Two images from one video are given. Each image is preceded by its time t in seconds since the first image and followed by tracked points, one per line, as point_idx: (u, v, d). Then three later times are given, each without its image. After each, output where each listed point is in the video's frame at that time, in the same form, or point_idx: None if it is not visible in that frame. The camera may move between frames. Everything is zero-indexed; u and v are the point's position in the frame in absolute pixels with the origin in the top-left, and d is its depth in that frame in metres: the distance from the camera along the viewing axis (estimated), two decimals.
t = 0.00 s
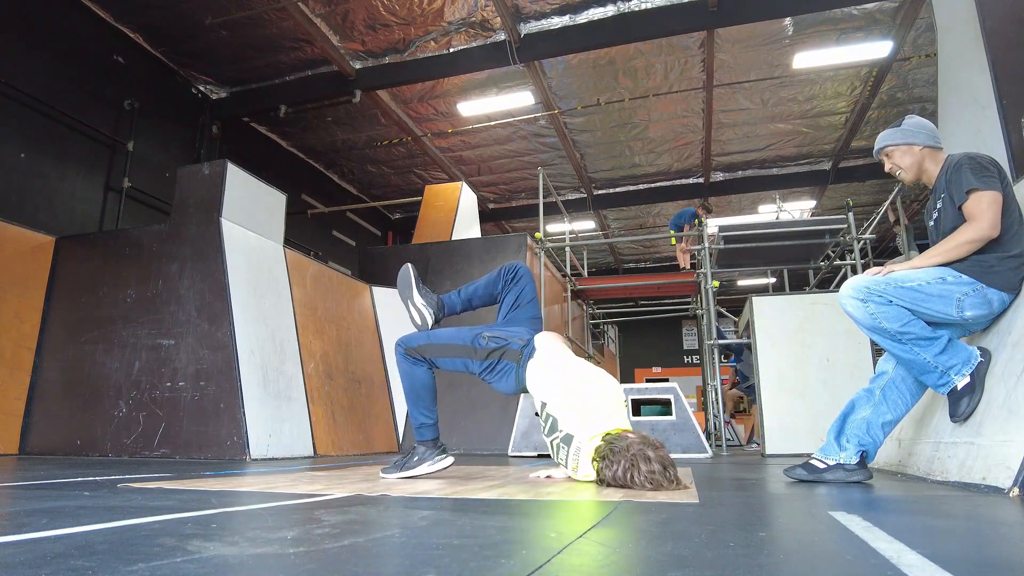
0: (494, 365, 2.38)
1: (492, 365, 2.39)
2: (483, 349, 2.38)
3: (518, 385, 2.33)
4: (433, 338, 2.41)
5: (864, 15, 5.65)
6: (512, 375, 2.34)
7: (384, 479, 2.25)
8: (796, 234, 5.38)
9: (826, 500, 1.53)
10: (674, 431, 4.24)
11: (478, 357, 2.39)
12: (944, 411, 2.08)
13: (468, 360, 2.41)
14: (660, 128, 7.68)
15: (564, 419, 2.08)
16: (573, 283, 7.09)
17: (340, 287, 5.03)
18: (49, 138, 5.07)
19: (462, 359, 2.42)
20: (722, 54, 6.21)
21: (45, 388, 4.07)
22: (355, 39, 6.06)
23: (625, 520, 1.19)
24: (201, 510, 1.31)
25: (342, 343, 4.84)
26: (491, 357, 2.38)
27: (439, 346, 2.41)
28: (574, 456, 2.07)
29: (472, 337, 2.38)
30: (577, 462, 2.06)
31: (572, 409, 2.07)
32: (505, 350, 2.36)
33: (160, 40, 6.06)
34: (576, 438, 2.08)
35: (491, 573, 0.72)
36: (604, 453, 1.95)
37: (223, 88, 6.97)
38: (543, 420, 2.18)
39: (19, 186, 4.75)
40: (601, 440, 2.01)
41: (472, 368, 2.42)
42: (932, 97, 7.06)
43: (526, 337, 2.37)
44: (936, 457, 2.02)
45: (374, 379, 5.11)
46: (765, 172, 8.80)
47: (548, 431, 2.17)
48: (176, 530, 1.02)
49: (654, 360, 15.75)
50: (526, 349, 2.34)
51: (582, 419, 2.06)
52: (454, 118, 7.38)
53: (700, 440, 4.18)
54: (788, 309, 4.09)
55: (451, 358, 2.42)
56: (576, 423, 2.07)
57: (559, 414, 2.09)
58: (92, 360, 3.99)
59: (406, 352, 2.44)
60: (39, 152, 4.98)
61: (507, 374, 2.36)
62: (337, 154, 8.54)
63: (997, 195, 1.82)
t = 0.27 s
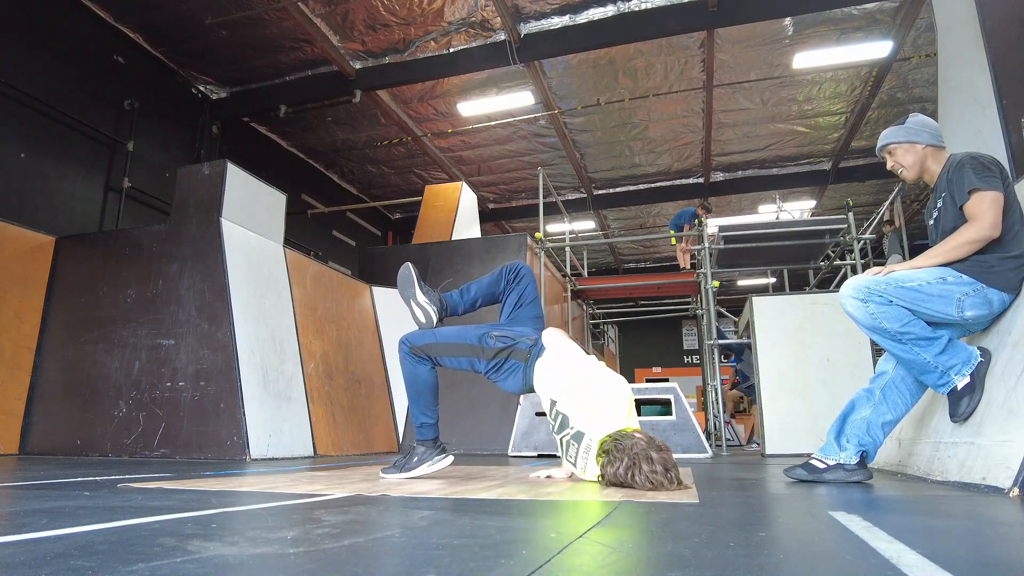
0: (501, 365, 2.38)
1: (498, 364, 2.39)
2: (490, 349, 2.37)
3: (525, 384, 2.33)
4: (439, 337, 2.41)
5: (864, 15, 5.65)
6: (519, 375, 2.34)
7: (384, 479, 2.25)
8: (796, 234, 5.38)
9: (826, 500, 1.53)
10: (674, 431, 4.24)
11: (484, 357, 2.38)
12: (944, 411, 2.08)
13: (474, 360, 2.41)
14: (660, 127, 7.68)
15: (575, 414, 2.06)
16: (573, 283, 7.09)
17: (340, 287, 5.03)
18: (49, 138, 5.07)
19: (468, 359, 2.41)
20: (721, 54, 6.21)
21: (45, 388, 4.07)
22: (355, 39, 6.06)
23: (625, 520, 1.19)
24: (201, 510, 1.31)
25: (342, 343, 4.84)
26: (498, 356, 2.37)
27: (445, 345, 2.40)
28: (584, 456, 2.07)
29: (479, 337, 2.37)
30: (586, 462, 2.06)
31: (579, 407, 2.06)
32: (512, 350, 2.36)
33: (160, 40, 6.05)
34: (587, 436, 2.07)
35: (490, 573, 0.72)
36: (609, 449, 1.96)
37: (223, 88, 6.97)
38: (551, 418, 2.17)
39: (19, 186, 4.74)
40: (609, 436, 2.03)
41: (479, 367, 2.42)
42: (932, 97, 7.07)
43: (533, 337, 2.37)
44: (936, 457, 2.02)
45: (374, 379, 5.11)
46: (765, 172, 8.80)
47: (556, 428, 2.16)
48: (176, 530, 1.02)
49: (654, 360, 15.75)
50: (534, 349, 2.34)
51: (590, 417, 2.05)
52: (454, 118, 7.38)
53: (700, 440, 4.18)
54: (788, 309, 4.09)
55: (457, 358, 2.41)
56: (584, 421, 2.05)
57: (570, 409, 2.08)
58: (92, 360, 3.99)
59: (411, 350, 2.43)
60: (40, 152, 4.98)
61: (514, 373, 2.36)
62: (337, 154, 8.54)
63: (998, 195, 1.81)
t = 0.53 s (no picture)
0: (496, 367, 2.37)
1: (493, 366, 2.38)
2: (484, 352, 2.37)
3: (522, 386, 2.30)
4: (433, 342, 2.42)
5: (864, 15, 5.65)
6: (514, 376, 2.32)
7: (384, 479, 2.25)
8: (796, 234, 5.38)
9: (826, 500, 1.53)
10: (674, 431, 4.24)
11: (479, 360, 2.38)
12: (944, 411, 2.08)
13: (468, 364, 2.41)
14: (660, 127, 7.68)
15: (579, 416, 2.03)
16: (573, 283, 7.10)
17: (340, 287, 5.03)
18: (49, 139, 5.07)
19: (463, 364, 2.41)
20: (722, 54, 6.21)
21: (45, 389, 4.07)
22: (355, 39, 6.06)
23: (625, 520, 1.19)
24: (201, 510, 1.31)
25: (342, 343, 4.84)
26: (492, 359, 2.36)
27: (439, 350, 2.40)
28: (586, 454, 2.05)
29: (473, 340, 2.38)
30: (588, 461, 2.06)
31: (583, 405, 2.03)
32: (506, 351, 2.35)
33: (160, 40, 6.05)
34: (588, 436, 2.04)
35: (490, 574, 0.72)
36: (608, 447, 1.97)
37: (223, 89, 6.98)
38: (551, 417, 2.14)
39: (19, 186, 4.74)
40: (609, 437, 2.02)
41: (474, 370, 2.41)
42: (932, 97, 7.07)
43: (527, 338, 2.37)
44: (936, 457, 2.02)
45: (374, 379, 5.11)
46: (765, 172, 8.80)
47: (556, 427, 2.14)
48: (176, 530, 1.02)
49: (655, 360, 15.76)
50: (528, 350, 2.33)
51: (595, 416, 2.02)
52: (454, 118, 7.38)
53: (700, 440, 4.18)
54: (788, 309, 4.10)
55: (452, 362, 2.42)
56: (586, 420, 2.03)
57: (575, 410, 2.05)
58: (92, 360, 3.99)
59: (407, 357, 2.45)
60: (40, 152, 4.98)
61: (509, 376, 2.35)
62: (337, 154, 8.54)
63: (1000, 195, 1.81)
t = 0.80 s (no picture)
0: (510, 343, 2.42)
1: (508, 343, 2.43)
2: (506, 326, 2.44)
3: (531, 369, 2.34)
4: (464, 300, 2.51)
5: (864, 15, 5.65)
6: (527, 357, 2.37)
7: (384, 479, 2.25)
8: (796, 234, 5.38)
9: (826, 500, 1.53)
10: (674, 431, 4.24)
11: (498, 331, 2.44)
12: (944, 411, 2.08)
13: (486, 332, 2.46)
14: (660, 127, 7.68)
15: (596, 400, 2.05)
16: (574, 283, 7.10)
17: (340, 287, 5.03)
18: (49, 139, 5.07)
19: (480, 331, 2.47)
20: (722, 55, 6.21)
21: (44, 389, 4.07)
22: (355, 39, 6.06)
23: (626, 520, 1.19)
24: (201, 510, 1.31)
25: (342, 343, 4.84)
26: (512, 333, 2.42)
27: (463, 309, 2.49)
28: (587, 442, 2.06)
29: (502, 312, 2.46)
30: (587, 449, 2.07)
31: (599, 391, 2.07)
32: (528, 332, 2.41)
33: (160, 40, 6.06)
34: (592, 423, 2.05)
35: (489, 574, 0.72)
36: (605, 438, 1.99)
37: (223, 89, 6.98)
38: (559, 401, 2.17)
39: (19, 186, 4.74)
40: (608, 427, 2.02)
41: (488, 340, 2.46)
42: (932, 97, 7.07)
43: (552, 327, 2.43)
44: (936, 457, 2.02)
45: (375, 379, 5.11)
46: (765, 172, 8.80)
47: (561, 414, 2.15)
48: (176, 530, 1.02)
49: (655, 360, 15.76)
50: (549, 337, 2.39)
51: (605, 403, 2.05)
52: (454, 118, 7.38)
53: (700, 440, 4.18)
54: (788, 309, 4.10)
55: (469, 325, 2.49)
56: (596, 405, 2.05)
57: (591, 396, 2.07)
58: (92, 360, 3.99)
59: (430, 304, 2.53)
60: (39, 152, 4.98)
61: (520, 356, 2.39)
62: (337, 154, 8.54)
63: (1000, 196, 1.82)
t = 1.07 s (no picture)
0: (549, 325, 2.60)
1: (545, 324, 2.61)
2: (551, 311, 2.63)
3: (559, 352, 2.49)
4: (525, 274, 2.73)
5: (864, 15, 5.65)
6: (559, 342, 2.53)
7: (384, 479, 2.25)
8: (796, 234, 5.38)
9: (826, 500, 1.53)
10: (674, 431, 4.24)
11: (542, 311, 2.63)
12: (944, 411, 2.08)
13: (530, 306, 2.64)
14: (660, 128, 7.68)
15: (614, 402, 2.06)
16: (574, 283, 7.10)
17: (340, 287, 5.03)
18: (49, 139, 5.07)
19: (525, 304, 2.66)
20: (722, 55, 6.21)
21: (44, 389, 4.07)
22: (355, 39, 6.06)
23: (626, 520, 1.19)
24: (201, 510, 1.31)
25: (342, 343, 4.84)
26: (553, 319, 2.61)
27: (520, 279, 2.70)
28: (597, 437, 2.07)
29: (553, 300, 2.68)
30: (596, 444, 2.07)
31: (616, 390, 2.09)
32: (568, 325, 2.61)
33: (160, 40, 6.05)
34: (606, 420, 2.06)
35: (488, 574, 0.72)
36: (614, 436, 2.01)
37: (223, 89, 6.98)
38: (574, 394, 2.18)
39: (19, 186, 4.75)
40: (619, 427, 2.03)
41: (528, 314, 2.64)
42: (932, 97, 7.07)
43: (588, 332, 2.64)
44: (936, 458, 2.02)
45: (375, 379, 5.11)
46: (765, 172, 8.80)
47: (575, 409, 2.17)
48: (176, 530, 1.02)
49: (655, 360, 15.76)
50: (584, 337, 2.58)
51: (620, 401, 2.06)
52: (454, 118, 7.38)
53: (700, 441, 4.18)
54: (788, 309, 4.10)
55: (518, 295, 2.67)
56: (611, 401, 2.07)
57: (608, 396, 2.08)
58: (92, 360, 3.99)
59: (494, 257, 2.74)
60: (40, 152, 4.98)
61: (552, 339, 2.55)
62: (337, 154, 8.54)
63: (1000, 197, 1.82)
